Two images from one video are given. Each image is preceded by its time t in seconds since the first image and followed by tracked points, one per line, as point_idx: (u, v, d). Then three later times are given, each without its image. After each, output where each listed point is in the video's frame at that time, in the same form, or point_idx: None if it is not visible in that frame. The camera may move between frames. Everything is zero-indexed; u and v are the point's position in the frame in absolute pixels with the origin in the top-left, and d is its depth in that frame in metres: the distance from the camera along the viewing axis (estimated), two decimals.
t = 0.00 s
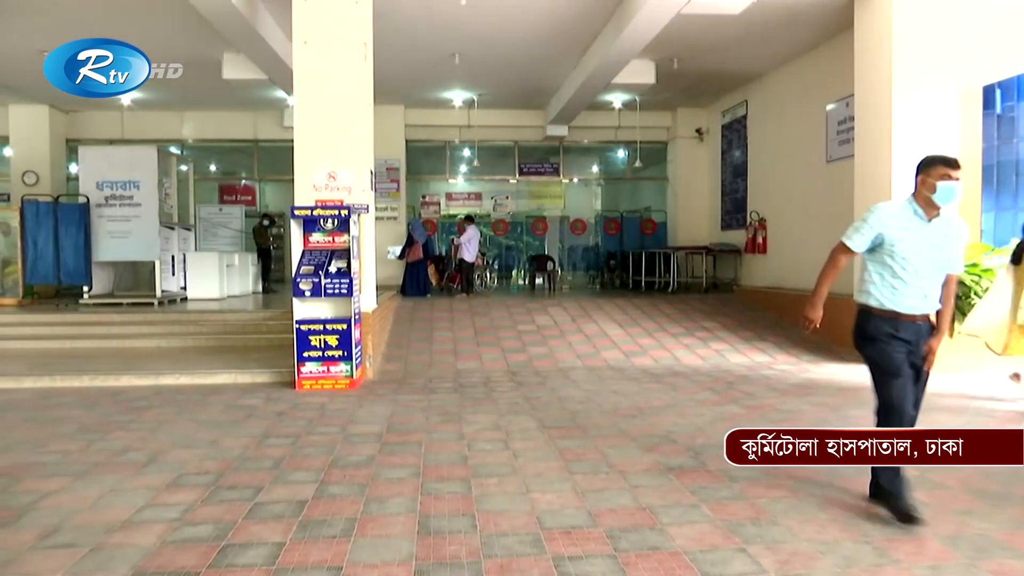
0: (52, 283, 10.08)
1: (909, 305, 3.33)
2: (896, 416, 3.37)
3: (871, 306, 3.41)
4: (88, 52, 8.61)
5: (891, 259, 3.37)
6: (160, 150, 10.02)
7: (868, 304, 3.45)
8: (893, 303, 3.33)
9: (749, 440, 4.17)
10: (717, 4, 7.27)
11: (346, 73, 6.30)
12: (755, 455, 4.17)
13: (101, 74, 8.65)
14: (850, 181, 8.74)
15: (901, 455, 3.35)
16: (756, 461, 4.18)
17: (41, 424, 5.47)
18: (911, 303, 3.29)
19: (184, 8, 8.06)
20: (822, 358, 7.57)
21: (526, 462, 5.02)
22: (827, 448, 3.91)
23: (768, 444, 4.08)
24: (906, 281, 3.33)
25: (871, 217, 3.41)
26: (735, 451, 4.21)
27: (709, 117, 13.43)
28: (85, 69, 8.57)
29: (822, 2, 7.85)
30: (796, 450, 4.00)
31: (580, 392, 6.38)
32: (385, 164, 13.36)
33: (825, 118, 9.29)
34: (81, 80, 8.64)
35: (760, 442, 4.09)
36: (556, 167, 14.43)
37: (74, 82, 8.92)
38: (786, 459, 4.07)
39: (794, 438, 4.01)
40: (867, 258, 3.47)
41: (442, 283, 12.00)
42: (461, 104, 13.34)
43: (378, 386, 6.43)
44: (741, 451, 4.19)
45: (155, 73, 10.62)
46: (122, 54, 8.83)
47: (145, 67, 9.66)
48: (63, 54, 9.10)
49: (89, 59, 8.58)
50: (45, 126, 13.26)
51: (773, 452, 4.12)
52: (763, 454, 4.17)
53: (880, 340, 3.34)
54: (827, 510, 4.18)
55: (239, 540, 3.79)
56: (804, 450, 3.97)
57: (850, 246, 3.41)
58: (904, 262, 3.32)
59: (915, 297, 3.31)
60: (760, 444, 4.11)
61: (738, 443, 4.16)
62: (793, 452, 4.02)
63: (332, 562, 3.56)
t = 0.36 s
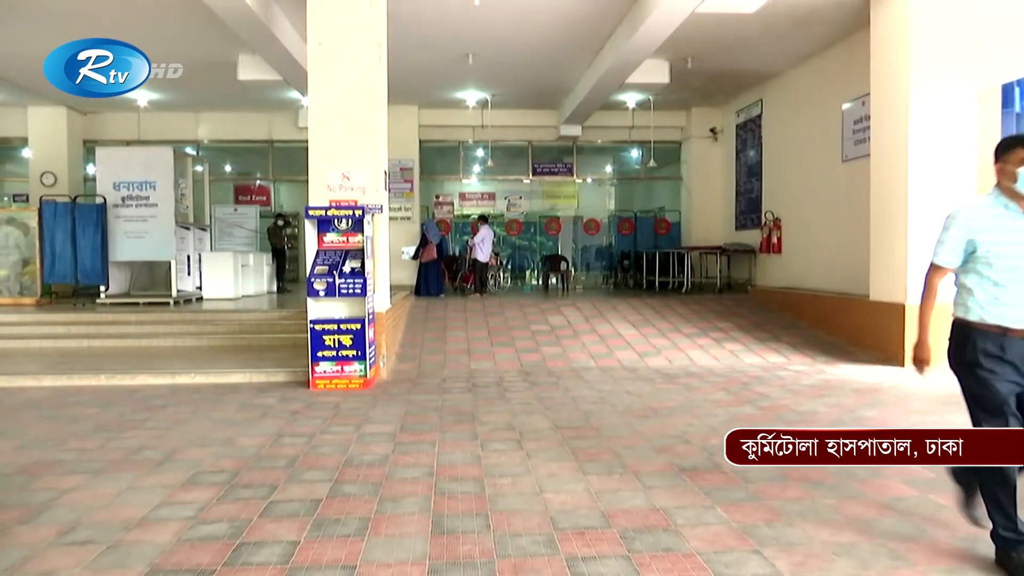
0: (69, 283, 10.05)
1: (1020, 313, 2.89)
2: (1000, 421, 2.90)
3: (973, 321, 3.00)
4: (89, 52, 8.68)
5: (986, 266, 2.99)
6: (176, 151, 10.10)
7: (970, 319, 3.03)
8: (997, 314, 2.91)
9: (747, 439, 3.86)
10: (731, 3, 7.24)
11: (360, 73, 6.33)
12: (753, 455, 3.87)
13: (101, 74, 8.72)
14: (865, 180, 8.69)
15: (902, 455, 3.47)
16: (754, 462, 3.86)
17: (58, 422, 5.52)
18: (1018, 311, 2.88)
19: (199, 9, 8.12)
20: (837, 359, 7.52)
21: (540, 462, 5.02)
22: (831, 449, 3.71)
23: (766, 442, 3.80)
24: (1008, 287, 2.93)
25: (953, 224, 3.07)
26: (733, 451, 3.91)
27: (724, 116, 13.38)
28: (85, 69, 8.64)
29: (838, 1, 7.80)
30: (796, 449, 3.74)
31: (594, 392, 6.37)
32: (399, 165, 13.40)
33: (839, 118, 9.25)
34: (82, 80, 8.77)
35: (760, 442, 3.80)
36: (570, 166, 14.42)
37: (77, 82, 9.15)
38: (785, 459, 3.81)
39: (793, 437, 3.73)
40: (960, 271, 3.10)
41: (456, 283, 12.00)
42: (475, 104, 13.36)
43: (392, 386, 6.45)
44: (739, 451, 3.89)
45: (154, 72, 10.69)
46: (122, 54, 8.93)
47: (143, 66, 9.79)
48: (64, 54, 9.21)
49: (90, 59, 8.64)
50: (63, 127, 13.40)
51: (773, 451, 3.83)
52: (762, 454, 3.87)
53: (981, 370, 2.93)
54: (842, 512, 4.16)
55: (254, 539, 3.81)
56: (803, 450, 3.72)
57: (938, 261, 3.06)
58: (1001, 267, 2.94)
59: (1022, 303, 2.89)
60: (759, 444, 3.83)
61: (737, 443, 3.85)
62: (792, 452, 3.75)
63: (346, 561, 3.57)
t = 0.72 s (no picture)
0: (77, 284, 10.07)
1: None
2: None
3: None
4: (89, 52, 8.69)
5: None
6: (185, 152, 10.13)
7: None
8: None
9: (749, 441, 5.12)
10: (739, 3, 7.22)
11: (368, 73, 6.33)
12: (755, 455, 5.07)
13: (101, 74, 8.74)
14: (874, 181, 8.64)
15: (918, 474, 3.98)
16: (756, 460, 5.04)
17: (67, 422, 5.54)
18: None
19: (206, 10, 8.13)
20: (845, 360, 7.48)
21: (547, 463, 5.01)
22: (826, 447, 5.13)
23: (765, 444, 4.97)
24: None
25: None
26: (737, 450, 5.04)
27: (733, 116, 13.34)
28: (85, 69, 8.66)
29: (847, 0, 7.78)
30: (796, 449, 5.04)
31: (601, 393, 6.35)
32: (406, 165, 13.40)
33: (849, 118, 9.21)
34: (82, 80, 8.82)
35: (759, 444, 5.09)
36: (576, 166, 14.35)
37: (77, 82, 9.22)
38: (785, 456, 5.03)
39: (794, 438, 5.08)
40: None
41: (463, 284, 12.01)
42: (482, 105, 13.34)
43: (399, 386, 6.44)
44: (743, 451, 5.08)
45: (154, 73, 10.72)
46: (122, 53, 8.97)
47: (143, 65, 9.89)
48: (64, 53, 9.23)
49: (90, 59, 8.64)
50: (71, 128, 13.45)
51: (772, 450, 5.06)
52: (763, 454, 5.08)
53: None
54: (851, 514, 4.13)
55: (261, 540, 3.81)
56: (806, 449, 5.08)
57: None
58: None
59: None
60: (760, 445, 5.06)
61: (743, 444, 5.10)
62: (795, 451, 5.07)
63: (353, 562, 3.57)
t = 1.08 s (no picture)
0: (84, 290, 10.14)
1: None
2: None
3: None
4: (89, 52, 9.28)
5: None
6: (192, 158, 10.15)
7: None
8: None
9: (750, 442, 5.25)
10: (747, 8, 7.20)
11: (375, 79, 6.32)
12: (755, 454, 5.19)
13: (101, 74, 9.48)
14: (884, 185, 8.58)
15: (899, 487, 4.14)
16: (755, 460, 5.15)
17: (73, 428, 5.53)
18: None
19: (213, 16, 8.14)
20: (856, 367, 7.41)
21: (555, 471, 4.97)
22: (826, 447, 5.28)
23: (764, 444, 5.09)
24: None
25: None
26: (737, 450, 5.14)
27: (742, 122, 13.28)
28: (85, 68, 9.30)
29: (856, 4, 7.73)
30: (796, 449, 5.19)
31: (609, 400, 6.30)
32: (413, 171, 13.41)
33: (858, 123, 9.16)
34: (82, 79, 9.47)
35: (759, 442, 5.23)
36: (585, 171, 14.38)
37: (77, 80, 9.72)
38: (783, 456, 5.16)
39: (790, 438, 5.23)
40: None
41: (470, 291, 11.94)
42: (490, 110, 13.35)
43: (406, 393, 6.40)
44: (744, 451, 5.18)
45: (153, 72, 10.48)
46: (121, 51, 9.38)
47: (144, 67, 10.15)
48: (59, 59, 9.57)
49: (89, 59, 9.25)
50: (79, 134, 13.51)
51: (770, 450, 5.17)
52: (763, 454, 5.20)
53: None
54: (862, 522, 4.08)
55: (268, 547, 3.79)
56: (803, 449, 5.19)
57: None
58: None
59: None
60: (759, 445, 5.20)
61: (743, 445, 5.20)
62: (792, 452, 5.18)
63: (360, 569, 3.54)
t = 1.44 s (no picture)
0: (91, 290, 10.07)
1: None
2: None
3: None
4: (89, 52, 9.14)
5: None
6: (199, 159, 10.15)
7: None
8: None
9: (750, 442, 5.27)
10: (757, 6, 7.15)
11: (382, 80, 6.28)
12: (755, 454, 5.20)
13: (101, 74, 9.26)
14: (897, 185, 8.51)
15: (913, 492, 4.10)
16: (755, 460, 5.16)
17: (81, 429, 5.51)
18: None
19: (218, 15, 8.11)
20: (868, 369, 7.34)
21: (563, 473, 4.92)
22: (826, 447, 5.29)
23: (764, 443, 5.11)
24: None
25: None
26: (738, 450, 5.16)
27: (751, 121, 13.21)
28: (85, 69, 9.15)
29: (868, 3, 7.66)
30: (796, 449, 5.20)
31: (618, 402, 6.25)
32: (420, 171, 13.40)
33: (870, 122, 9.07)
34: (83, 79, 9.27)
35: (759, 442, 5.26)
36: (593, 171, 14.35)
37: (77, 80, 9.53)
38: (783, 455, 5.19)
39: (790, 439, 5.28)
40: None
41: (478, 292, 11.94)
42: (498, 111, 13.33)
43: (413, 395, 6.36)
44: (744, 451, 5.20)
45: (154, 72, 10.48)
46: (120, 51, 9.30)
47: (145, 66, 10.10)
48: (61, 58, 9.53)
49: (90, 59, 9.13)
50: (87, 135, 13.58)
51: (770, 450, 5.19)
52: (763, 454, 5.21)
53: None
54: (874, 526, 4.02)
55: (275, 549, 3.75)
56: (803, 449, 5.22)
57: None
58: None
59: None
60: (759, 444, 5.22)
61: (743, 445, 5.23)
62: (792, 452, 5.21)
63: (367, 572, 3.50)
